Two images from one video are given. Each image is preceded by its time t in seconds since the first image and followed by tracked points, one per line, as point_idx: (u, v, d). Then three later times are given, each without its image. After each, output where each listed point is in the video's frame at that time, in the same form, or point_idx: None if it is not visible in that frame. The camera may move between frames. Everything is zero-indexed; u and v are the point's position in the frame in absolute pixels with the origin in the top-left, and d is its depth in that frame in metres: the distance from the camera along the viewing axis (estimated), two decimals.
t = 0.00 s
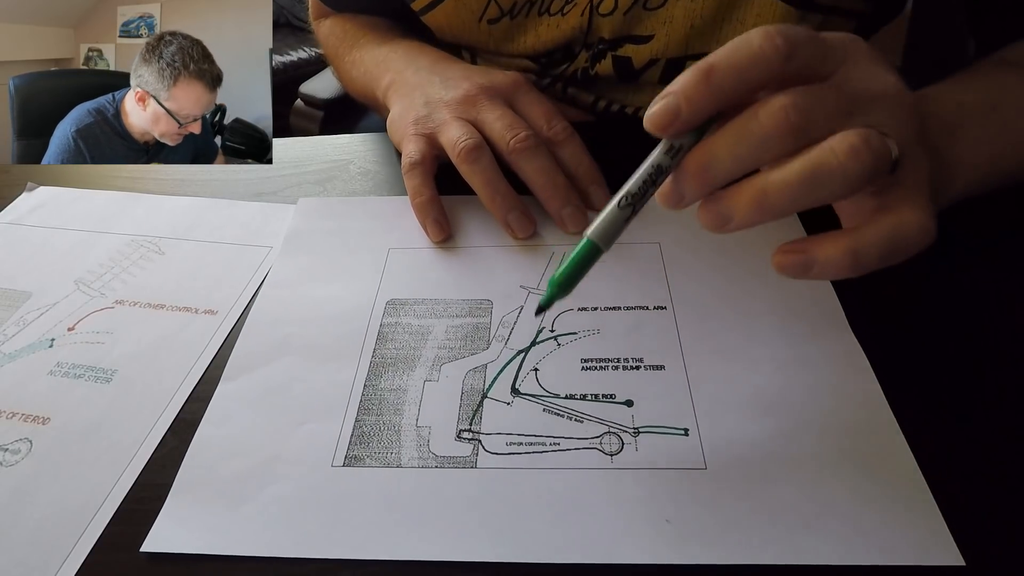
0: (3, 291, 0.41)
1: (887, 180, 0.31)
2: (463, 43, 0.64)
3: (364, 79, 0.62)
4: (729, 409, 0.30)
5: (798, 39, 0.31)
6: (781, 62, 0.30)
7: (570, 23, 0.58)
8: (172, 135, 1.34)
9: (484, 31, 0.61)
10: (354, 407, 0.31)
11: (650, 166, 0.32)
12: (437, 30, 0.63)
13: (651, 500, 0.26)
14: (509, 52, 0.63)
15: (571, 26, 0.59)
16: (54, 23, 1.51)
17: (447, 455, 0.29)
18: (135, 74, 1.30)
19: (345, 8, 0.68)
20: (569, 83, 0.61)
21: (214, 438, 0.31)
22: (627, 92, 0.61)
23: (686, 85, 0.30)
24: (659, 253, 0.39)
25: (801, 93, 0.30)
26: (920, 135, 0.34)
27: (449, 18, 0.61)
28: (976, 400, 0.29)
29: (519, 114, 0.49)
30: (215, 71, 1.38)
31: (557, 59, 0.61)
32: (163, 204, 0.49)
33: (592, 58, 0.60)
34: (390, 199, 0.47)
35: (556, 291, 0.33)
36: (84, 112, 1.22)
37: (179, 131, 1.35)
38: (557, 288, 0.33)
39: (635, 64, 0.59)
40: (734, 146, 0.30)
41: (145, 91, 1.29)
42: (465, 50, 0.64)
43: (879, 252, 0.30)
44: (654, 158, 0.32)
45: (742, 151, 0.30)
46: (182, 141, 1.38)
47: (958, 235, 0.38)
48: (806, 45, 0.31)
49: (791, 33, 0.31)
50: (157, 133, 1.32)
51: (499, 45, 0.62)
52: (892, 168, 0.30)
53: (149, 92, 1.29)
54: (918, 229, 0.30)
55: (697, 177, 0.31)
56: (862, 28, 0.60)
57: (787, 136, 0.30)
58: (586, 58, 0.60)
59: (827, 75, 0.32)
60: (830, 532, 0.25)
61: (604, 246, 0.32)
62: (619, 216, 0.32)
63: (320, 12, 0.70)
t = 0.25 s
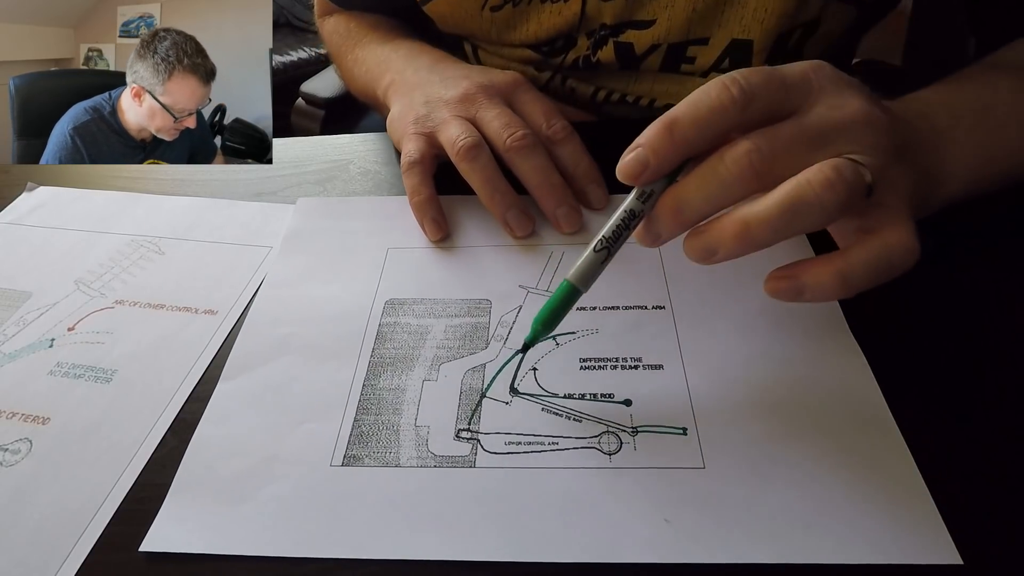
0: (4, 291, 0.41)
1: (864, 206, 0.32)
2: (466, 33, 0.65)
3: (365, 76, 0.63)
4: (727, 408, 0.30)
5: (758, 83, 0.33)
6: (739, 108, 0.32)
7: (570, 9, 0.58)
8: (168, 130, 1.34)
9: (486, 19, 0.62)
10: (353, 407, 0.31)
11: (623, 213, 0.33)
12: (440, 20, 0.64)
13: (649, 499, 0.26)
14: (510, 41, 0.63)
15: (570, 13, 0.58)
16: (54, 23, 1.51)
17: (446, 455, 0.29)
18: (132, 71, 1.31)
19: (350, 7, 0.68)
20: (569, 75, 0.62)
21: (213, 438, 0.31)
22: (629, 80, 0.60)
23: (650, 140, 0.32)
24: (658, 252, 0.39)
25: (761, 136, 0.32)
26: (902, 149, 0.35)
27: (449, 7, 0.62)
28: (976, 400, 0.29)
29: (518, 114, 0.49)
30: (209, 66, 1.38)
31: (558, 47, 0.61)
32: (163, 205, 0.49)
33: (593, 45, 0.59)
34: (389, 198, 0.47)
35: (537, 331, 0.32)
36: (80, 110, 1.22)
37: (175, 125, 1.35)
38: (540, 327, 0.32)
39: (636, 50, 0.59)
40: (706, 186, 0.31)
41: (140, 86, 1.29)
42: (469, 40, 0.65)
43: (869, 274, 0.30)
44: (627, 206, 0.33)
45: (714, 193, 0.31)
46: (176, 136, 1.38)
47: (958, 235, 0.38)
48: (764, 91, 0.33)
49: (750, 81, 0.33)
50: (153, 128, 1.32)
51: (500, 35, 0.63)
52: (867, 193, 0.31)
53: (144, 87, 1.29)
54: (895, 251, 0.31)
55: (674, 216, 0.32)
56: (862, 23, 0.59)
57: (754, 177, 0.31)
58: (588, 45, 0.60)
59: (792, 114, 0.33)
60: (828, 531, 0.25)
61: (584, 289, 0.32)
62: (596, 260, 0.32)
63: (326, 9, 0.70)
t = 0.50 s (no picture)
0: (3, 292, 0.41)
1: (855, 208, 0.32)
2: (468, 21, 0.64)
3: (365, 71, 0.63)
4: (727, 408, 0.30)
5: (745, 91, 0.33)
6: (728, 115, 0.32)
7: None
8: (163, 126, 1.33)
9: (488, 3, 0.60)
10: (353, 407, 0.31)
11: (614, 221, 0.33)
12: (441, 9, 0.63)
13: (648, 498, 0.26)
14: (512, 31, 0.62)
15: None
16: (54, 23, 1.51)
17: (446, 454, 0.29)
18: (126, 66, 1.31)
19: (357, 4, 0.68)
20: (571, 67, 0.62)
21: (213, 438, 0.31)
22: (632, 69, 0.60)
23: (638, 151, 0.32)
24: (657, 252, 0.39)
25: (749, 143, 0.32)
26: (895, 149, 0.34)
27: None
28: (976, 400, 0.29)
29: (517, 113, 0.49)
30: (200, 58, 1.37)
31: (560, 34, 0.60)
32: (163, 205, 0.49)
33: (596, 32, 0.58)
34: (389, 198, 0.47)
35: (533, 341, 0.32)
36: (78, 109, 1.22)
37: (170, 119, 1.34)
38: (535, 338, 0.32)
39: (639, 36, 0.58)
40: (695, 194, 0.32)
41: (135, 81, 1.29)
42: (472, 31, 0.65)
43: (859, 276, 0.30)
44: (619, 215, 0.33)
45: (704, 200, 0.31)
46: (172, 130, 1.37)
47: (958, 235, 0.38)
48: (750, 99, 0.33)
49: (738, 88, 0.33)
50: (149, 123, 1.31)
51: (501, 23, 0.62)
52: (857, 196, 0.31)
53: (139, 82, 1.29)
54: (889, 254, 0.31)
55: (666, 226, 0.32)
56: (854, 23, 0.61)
57: (744, 184, 0.31)
58: (591, 33, 0.59)
59: (781, 120, 0.33)
60: (827, 529, 0.25)
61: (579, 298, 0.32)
62: (589, 269, 0.32)
63: (332, 5, 0.71)
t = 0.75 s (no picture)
0: (3, 291, 0.41)
1: (855, 205, 0.32)
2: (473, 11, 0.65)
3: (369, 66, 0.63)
4: (727, 406, 0.30)
5: (743, 89, 0.33)
6: (727, 113, 0.32)
7: None
8: (158, 119, 1.32)
9: None
10: (353, 406, 0.32)
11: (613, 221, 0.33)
12: None
13: (648, 497, 0.26)
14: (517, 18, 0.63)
15: None
16: (54, 23, 1.51)
17: (447, 453, 0.29)
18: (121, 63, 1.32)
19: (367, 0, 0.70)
20: (574, 54, 0.63)
21: (213, 438, 0.31)
22: (635, 54, 0.61)
23: (637, 150, 0.32)
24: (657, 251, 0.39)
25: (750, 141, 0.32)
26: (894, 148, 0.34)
27: None
28: (976, 400, 0.29)
29: (517, 111, 0.49)
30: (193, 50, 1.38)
31: (564, 21, 0.61)
32: (163, 205, 0.49)
33: (600, 16, 0.60)
34: (388, 198, 0.47)
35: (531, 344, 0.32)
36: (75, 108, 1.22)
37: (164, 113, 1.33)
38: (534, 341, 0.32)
39: (643, 19, 0.59)
40: (695, 193, 0.31)
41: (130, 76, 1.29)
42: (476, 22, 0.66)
43: (858, 274, 0.30)
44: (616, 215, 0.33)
45: (703, 199, 0.31)
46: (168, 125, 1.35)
47: (958, 235, 0.38)
48: (749, 98, 0.33)
49: (737, 87, 0.33)
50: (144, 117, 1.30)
51: (506, 10, 0.63)
52: (857, 192, 0.31)
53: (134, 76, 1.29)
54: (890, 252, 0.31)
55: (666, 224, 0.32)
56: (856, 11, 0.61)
57: (743, 181, 0.31)
58: (594, 17, 0.60)
59: (779, 119, 0.33)
60: (827, 527, 0.25)
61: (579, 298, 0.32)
62: (587, 269, 0.32)
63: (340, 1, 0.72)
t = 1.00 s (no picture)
0: (3, 291, 0.41)
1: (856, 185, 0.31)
2: None
3: (373, 60, 0.63)
4: (728, 404, 0.30)
5: (758, 58, 0.32)
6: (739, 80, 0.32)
7: None
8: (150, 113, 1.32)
9: None
10: (354, 406, 0.32)
11: (618, 181, 0.33)
12: None
13: (650, 495, 0.26)
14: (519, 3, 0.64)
15: None
16: (54, 23, 1.50)
17: (448, 452, 0.29)
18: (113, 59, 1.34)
19: None
20: (577, 39, 0.64)
21: (213, 437, 0.31)
22: (638, 38, 0.62)
23: (648, 107, 0.32)
24: (658, 250, 0.39)
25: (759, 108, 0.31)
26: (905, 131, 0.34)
27: None
28: (976, 400, 0.29)
29: (518, 109, 0.49)
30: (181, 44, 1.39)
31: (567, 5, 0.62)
32: (162, 205, 0.49)
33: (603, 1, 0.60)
34: (388, 198, 0.47)
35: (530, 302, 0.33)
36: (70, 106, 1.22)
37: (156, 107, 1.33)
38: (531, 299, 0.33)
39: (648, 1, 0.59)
40: (700, 160, 0.31)
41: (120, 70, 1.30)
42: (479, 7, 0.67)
43: (846, 249, 0.30)
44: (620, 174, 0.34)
45: (706, 166, 0.31)
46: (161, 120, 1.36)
47: (957, 235, 0.38)
48: (763, 64, 0.32)
49: (752, 56, 0.32)
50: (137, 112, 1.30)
51: None
52: (856, 173, 0.29)
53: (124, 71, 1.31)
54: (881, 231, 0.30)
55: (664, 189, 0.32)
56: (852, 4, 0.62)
57: (749, 149, 0.31)
58: None
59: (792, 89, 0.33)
60: (828, 524, 0.25)
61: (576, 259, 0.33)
62: (588, 229, 0.33)
63: None
